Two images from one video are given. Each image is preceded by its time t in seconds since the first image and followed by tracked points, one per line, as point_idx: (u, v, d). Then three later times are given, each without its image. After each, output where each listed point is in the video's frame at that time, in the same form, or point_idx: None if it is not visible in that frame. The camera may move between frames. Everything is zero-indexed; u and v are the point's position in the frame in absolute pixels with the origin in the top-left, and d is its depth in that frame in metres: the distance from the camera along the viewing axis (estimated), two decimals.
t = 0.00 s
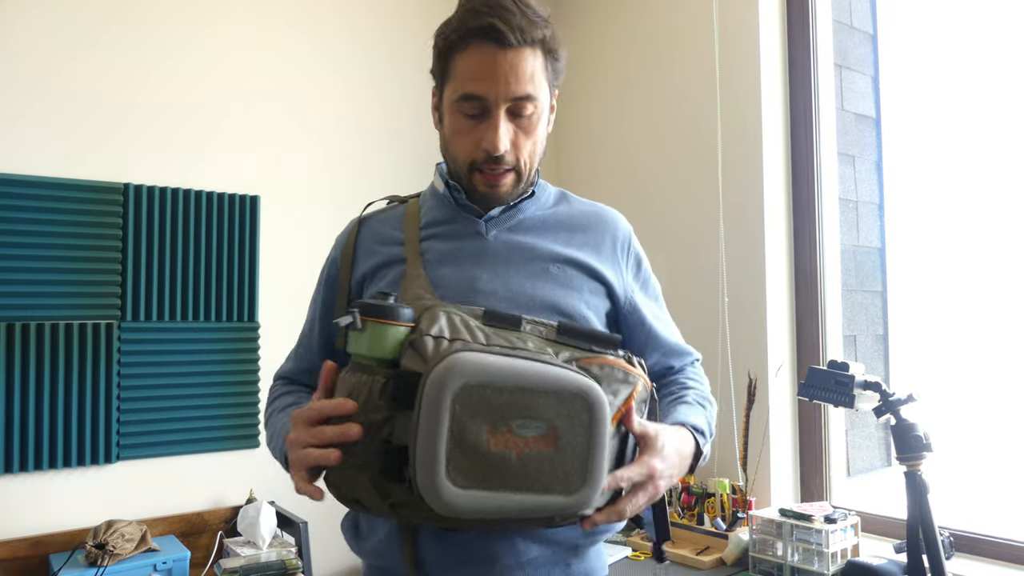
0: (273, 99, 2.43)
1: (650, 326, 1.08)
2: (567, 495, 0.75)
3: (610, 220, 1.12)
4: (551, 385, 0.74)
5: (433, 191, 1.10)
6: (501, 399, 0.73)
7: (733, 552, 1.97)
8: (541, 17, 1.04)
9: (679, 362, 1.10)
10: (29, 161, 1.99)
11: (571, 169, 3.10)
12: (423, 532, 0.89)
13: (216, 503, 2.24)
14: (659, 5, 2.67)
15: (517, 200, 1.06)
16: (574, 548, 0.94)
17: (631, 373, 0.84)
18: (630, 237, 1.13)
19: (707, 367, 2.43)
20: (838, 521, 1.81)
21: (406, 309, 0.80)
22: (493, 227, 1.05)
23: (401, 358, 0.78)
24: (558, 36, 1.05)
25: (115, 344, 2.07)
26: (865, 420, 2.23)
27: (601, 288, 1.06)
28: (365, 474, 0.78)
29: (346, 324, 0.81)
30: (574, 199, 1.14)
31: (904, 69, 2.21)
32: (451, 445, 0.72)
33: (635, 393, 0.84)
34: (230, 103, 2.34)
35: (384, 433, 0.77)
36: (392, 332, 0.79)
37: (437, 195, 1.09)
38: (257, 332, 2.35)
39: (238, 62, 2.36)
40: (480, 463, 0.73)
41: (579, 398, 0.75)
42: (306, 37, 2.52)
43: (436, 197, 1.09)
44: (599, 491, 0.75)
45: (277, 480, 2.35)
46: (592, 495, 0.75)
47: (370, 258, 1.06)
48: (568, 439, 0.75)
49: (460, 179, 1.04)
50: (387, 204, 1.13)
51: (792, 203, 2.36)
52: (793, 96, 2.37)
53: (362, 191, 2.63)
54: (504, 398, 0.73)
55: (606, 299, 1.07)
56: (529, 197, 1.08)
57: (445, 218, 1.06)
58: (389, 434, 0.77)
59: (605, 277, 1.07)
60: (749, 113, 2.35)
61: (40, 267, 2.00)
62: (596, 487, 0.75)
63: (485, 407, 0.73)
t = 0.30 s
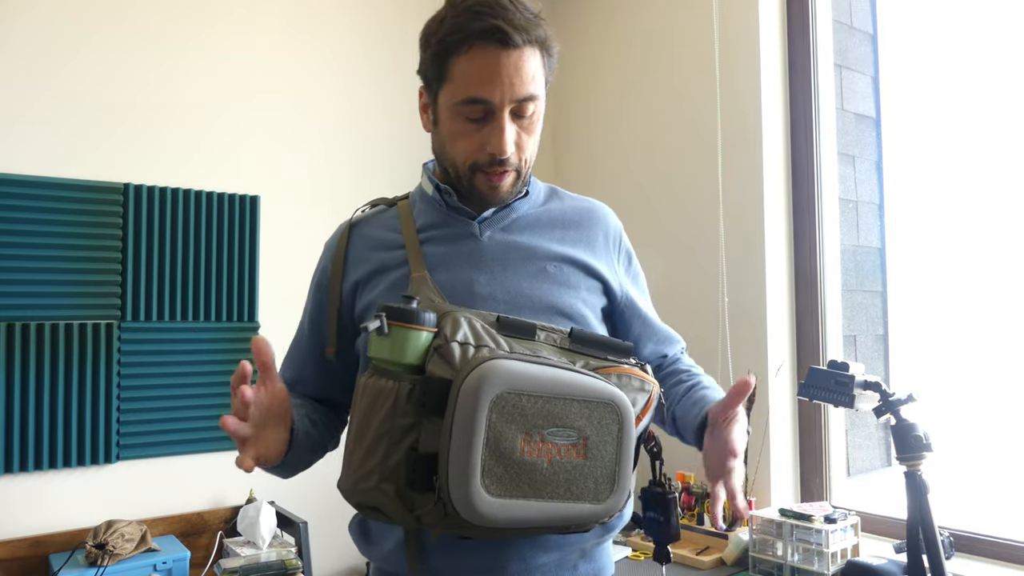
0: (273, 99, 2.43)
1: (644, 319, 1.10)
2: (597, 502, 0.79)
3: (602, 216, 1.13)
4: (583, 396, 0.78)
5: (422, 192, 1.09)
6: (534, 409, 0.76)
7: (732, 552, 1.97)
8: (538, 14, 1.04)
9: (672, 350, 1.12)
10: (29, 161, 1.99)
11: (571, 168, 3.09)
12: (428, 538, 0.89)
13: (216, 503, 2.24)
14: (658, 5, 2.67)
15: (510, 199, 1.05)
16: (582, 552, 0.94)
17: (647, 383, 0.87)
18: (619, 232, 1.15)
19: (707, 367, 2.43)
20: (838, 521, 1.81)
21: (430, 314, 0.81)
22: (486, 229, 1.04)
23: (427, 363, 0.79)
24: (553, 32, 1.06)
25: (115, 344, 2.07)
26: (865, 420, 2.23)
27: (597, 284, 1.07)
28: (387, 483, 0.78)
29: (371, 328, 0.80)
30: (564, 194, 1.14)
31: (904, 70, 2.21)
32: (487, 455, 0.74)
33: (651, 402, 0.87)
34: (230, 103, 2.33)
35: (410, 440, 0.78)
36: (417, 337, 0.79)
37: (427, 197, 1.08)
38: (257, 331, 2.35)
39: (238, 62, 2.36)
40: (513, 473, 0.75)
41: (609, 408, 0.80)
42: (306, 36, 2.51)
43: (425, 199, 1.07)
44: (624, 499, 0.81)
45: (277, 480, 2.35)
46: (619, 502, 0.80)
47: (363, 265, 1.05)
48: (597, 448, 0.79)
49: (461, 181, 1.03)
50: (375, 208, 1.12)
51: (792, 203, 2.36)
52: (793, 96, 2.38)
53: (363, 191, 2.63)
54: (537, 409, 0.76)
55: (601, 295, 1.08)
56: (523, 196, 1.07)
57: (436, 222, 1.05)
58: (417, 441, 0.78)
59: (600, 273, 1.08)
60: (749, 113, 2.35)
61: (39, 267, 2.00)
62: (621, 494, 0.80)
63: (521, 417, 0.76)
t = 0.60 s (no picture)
0: (272, 99, 2.43)
1: (637, 315, 1.10)
2: (591, 497, 0.79)
3: (593, 213, 1.13)
4: (574, 388, 0.78)
5: (412, 193, 1.09)
6: (525, 403, 0.76)
7: (733, 552, 1.97)
8: (520, 11, 1.05)
9: (665, 349, 1.12)
10: (29, 161, 1.99)
11: (571, 168, 3.09)
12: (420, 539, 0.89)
13: (216, 503, 2.24)
14: (658, 6, 2.67)
15: (500, 196, 1.05)
16: (576, 553, 0.95)
17: (640, 378, 0.87)
18: (611, 228, 1.15)
19: (707, 367, 2.43)
20: (838, 521, 1.81)
21: (420, 310, 0.80)
22: (478, 226, 1.04)
23: (417, 360, 0.78)
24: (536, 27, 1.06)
25: (115, 344, 2.07)
26: (865, 420, 2.23)
27: (590, 282, 1.07)
28: (379, 481, 0.78)
29: (361, 324, 0.78)
30: (555, 192, 1.14)
31: (904, 70, 2.21)
32: (479, 449, 0.74)
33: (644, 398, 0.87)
34: (230, 103, 2.33)
35: (402, 437, 0.77)
36: (407, 333, 0.79)
37: (418, 196, 1.07)
38: (257, 331, 2.35)
39: (238, 62, 2.36)
40: (506, 467, 0.75)
41: (602, 401, 0.80)
42: (306, 36, 2.51)
43: (416, 200, 1.07)
44: (618, 493, 0.80)
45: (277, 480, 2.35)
46: (613, 496, 0.80)
47: (354, 267, 1.05)
48: (591, 441, 0.79)
49: (447, 179, 1.03)
50: (367, 210, 1.13)
51: (792, 203, 2.36)
52: (793, 97, 2.38)
53: (362, 190, 2.63)
54: (529, 402, 0.76)
55: (595, 292, 1.09)
56: (513, 193, 1.07)
57: (427, 222, 1.05)
58: (409, 439, 0.77)
59: (592, 269, 1.08)
60: (749, 112, 2.35)
61: (40, 267, 2.00)
62: (615, 488, 0.80)
63: (512, 410, 0.76)
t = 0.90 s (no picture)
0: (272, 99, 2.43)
1: (625, 319, 1.11)
2: (577, 499, 0.78)
3: (586, 215, 1.13)
4: (561, 389, 0.77)
5: (403, 191, 1.09)
6: (510, 403, 0.75)
7: (733, 552, 1.97)
8: (502, 6, 1.05)
9: (655, 357, 1.13)
10: (29, 161, 1.99)
11: (570, 168, 3.09)
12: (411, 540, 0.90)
13: (216, 503, 2.24)
14: (657, 6, 2.67)
15: (489, 195, 1.06)
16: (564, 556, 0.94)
17: (629, 380, 0.86)
18: (603, 231, 1.15)
19: (707, 367, 2.43)
20: (838, 521, 1.81)
21: (408, 310, 0.81)
22: (468, 226, 1.04)
23: (404, 358, 0.79)
24: (520, 22, 1.07)
25: (115, 344, 2.07)
26: (865, 420, 2.23)
27: (580, 283, 1.08)
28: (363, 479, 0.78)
29: (348, 322, 0.79)
30: (547, 193, 1.14)
31: (904, 70, 2.21)
32: (463, 449, 0.74)
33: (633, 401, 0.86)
34: (230, 103, 2.33)
35: (388, 437, 0.78)
36: (394, 331, 0.79)
37: (408, 195, 1.07)
38: (257, 332, 2.35)
39: (238, 62, 2.36)
40: (491, 468, 0.75)
41: (589, 402, 0.79)
42: (306, 36, 2.51)
43: (407, 198, 1.07)
44: (605, 496, 0.79)
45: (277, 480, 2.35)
46: (599, 499, 0.79)
47: (344, 266, 1.05)
48: (577, 442, 0.78)
49: (431, 175, 1.03)
50: (357, 208, 1.13)
51: (792, 203, 2.36)
52: (793, 97, 2.37)
53: (362, 190, 2.63)
54: (515, 403, 0.76)
55: (585, 294, 1.09)
56: (502, 190, 1.07)
57: (416, 221, 1.05)
58: (394, 438, 0.77)
59: (582, 271, 1.08)
60: (749, 112, 2.35)
61: (40, 267, 2.00)
62: (601, 490, 0.79)
63: (498, 410, 0.75)
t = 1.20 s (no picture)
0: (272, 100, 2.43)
1: (616, 318, 1.11)
2: (555, 497, 0.76)
3: (578, 213, 1.13)
4: (531, 387, 0.76)
5: (393, 190, 1.10)
6: (480, 405, 0.74)
7: (732, 552, 1.97)
8: None
9: (644, 354, 1.12)
10: (29, 161, 1.99)
11: (571, 168, 3.09)
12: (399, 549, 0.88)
13: (216, 503, 2.23)
14: (657, 7, 2.67)
15: (481, 194, 1.06)
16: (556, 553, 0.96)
17: (604, 367, 0.84)
18: (595, 228, 1.15)
19: (708, 366, 2.43)
20: (838, 521, 1.80)
21: (375, 321, 0.78)
22: (459, 226, 1.04)
23: (373, 370, 0.76)
24: (510, 16, 1.07)
25: (115, 344, 2.07)
26: (865, 420, 2.23)
27: (572, 283, 1.08)
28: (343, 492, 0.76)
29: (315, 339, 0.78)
30: (539, 191, 1.15)
31: (904, 70, 2.21)
32: (435, 458, 0.72)
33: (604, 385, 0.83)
34: (230, 103, 2.33)
35: (363, 451, 0.75)
36: (360, 343, 0.77)
37: (399, 194, 1.08)
38: (257, 332, 2.35)
39: (238, 62, 2.36)
40: (465, 474, 0.73)
41: (563, 399, 0.77)
42: (306, 37, 2.51)
43: (396, 197, 1.08)
44: (585, 493, 0.77)
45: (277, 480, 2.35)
46: (578, 496, 0.77)
47: (334, 265, 1.05)
48: (552, 441, 0.77)
49: (419, 169, 1.02)
50: (345, 205, 1.12)
51: (792, 203, 2.36)
52: (793, 96, 2.37)
53: (362, 191, 2.63)
54: (484, 406, 0.74)
55: (577, 294, 1.09)
56: (494, 190, 1.08)
57: (407, 221, 1.05)
58: (368, 452, 0.75)
59: (574, 270, 1.08)
60: (749, 112, 2.35)
61: (40, 266, 2.00)
62: (580, 488, 0.77)
63: (466, 414, 0.73)
